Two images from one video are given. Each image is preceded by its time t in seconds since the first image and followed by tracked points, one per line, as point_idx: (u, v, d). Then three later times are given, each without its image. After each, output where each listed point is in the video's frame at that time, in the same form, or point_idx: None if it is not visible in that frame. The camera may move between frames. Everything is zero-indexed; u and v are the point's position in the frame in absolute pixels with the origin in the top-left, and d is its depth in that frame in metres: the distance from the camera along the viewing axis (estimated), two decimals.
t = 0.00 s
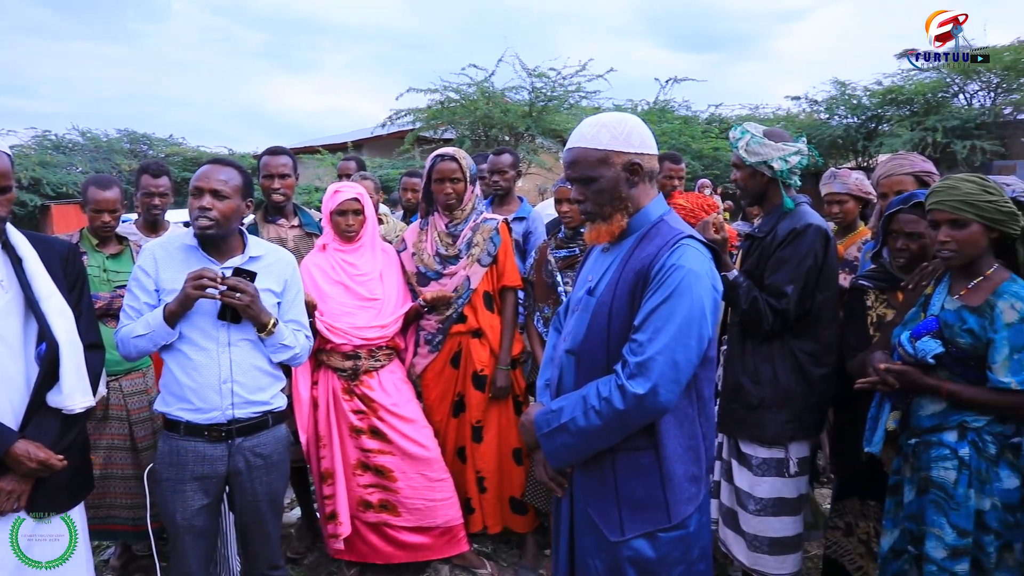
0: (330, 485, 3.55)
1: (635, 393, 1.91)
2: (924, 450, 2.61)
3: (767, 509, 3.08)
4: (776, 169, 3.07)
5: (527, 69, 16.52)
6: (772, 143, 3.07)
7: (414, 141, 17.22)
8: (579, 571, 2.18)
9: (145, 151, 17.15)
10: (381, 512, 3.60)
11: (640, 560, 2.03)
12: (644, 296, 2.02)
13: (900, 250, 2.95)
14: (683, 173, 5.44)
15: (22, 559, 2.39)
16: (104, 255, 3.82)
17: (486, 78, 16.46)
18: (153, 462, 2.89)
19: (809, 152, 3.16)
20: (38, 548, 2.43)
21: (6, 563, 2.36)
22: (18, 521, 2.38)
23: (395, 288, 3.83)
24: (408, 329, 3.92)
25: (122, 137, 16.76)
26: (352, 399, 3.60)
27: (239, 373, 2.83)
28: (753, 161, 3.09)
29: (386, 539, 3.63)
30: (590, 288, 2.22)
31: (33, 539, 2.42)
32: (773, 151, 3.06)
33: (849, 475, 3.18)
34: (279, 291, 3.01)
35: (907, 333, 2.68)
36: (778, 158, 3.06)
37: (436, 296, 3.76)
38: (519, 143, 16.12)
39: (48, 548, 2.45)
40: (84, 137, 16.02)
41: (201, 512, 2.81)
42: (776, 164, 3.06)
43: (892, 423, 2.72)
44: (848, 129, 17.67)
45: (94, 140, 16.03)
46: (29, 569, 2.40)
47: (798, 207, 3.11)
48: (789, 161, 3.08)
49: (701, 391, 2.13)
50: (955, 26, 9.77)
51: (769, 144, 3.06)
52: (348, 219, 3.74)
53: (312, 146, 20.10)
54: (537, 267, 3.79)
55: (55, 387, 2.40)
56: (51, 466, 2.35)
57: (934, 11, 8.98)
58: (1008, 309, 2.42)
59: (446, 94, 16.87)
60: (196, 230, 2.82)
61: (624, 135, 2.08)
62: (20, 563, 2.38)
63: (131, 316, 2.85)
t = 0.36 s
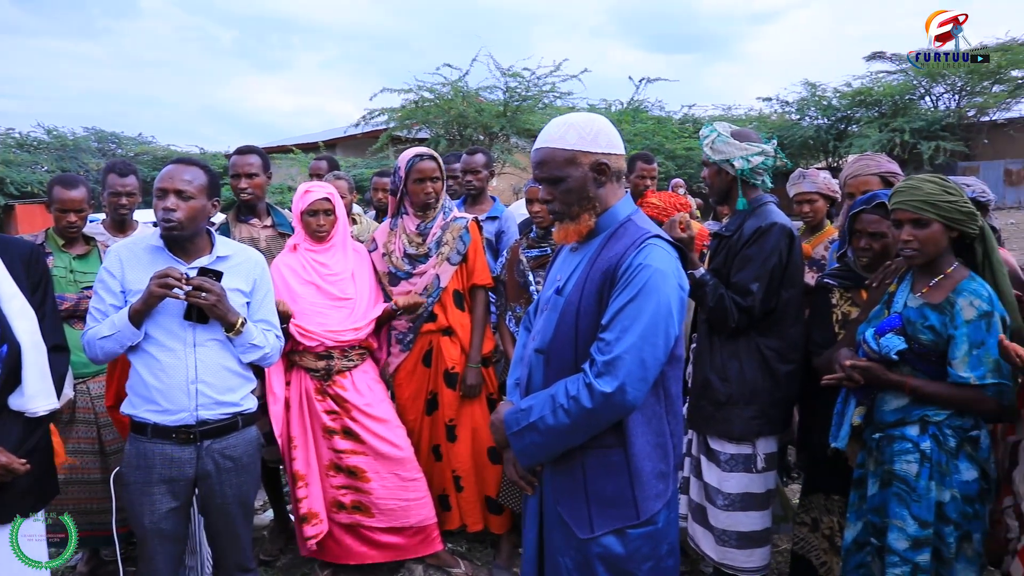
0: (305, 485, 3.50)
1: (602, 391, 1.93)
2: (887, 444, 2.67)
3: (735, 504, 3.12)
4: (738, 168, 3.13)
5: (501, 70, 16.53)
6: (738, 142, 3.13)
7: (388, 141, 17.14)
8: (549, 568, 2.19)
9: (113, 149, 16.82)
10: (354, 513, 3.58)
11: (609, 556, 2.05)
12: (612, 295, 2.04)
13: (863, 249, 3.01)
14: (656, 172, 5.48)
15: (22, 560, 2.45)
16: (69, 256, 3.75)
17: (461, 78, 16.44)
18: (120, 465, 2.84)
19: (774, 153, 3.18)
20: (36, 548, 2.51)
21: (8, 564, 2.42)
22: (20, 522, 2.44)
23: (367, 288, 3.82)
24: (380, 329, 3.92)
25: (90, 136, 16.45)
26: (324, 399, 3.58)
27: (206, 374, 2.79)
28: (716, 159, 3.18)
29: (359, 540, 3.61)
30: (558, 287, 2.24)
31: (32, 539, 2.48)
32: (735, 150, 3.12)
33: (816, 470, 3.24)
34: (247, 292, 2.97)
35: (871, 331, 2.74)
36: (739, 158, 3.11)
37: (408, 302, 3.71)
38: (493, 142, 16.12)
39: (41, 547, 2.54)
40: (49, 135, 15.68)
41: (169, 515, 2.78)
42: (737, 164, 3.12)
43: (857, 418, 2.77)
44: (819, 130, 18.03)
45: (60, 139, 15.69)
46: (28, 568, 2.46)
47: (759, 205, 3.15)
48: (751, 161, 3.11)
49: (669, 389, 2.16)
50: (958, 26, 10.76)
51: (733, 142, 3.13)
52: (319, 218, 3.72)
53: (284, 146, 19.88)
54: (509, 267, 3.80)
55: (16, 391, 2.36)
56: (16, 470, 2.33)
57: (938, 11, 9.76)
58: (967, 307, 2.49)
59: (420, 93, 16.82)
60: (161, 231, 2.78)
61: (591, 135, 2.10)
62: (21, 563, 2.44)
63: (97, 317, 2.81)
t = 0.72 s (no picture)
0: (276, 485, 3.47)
1: (572, 390, 1.93)
2: (854, 440, 2.71)
3: (703, 500, 3.15)
4: (703, 168, 3.17)
5: (477, 67, 16.53)
6: (702, 141, 3.16)
7: (364, 138, 17.03)
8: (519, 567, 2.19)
9: (81, 144, 16.49)
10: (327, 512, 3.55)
11: (579, 554, 2.06)
12: (581, 294, 2.05)
13: (831, 247, 3.06)
14: (631, 171, 5.50)
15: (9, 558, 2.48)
16: (34, 253, 3.66)
17: (437, 75, 16.40)
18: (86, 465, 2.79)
19: (740, 153, 3.20)
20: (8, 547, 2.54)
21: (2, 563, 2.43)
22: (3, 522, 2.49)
23: (340, 285, 3.79)
24: (353, 327, 3.90)
25: (57, 130, 16.08)
26: (297, 398, 3.55)
27: (175, 373, 2.75)
28: (683, 158, 3.22)
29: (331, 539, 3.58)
30: (528, 286, 2.24)
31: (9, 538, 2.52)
32: (699, 150, 3.16)
33: (785, 465, 3.29)
34: (218, 291, 2.93)
35: (838, 328, 2.79)
36: (704, 156, 3.15)
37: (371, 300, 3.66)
38: (469, 140, 16.10)
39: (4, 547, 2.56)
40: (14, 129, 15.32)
41: (136, 516, 2.73)
42: (701, 163, 3.16)
43: (825, 415, 2.80)
44: (791, 131, 18.30)
45: (26, 133, 15.35)
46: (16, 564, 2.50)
47: (728, 204, 3.18)
48: (716, 159, 3.14)
49: (638, 387, 2.17)
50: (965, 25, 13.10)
51: (698, 142, 3.17)
52: (291, 215, 3.68)
53: (257, 142, 19.67)
54: (482, 266, 3.81)
55: None
56: None
57: None
58: (931, 305, 2.54)
59: (396, 90, 16.74)
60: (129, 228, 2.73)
61: (561, 134, 2.10)
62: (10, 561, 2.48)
63: (62, 315, 2.75)
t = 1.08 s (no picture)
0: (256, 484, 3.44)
1: (549, 388, 1.93)
2: (832, 435, 2.74)
3: (683, 496, 3.17)
4: (680, 166, 3.19)
5: (458, 65, 16.46)
6: (676, 139, 3.17)
7: (344, 136, 16.92)
8: (499, 564, 2.19)
9: (55, 141, 16.20)
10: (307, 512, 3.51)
11: (559, 551, 2.06)
12: (559, 291, 2.05)
13: (809, 245, 3.09)
14: (610, 169, 5.51)
15: None
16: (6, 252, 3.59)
17: (417, 73, 16.31)
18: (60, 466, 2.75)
19: (716, 151, 3.22)
20: None
21: None
22: None
23: (320, 283, 3.76)
24: (333, 325, 3.87)
25: (31, 127, 15.77)
26: (278, 396, 3.52)
27: (151, 371, 2.71)
28: (659, 157, 3.22)
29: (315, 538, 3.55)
30: (505, 284, 2.24)
31: None
32: (676, 148, 3.17)
33: (764, 459, 3.32)
34: (196, 287, 2.89)
35: (815, 324, 2.80)
36: (680, 154, 3.16)
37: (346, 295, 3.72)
38: (450, 138, 16.03)
39: None
40: None
41: (112, 517, 2.69)
42: (678, 161, 3.17)
43: (804, 410, 2.81)
44: (770, 129, 18.45)
45: None
46: None
47: (704, 202, 3.21)
48: (692, 158, 3.16)
49: (616, 384, 2.18)
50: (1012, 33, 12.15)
51: (673, 140, 3.17)
52: (270, 214, 3.65)
53: (236, 140, 19.46)
54: (461, 263, 3.79)
55: None
56: None
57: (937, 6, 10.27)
58: (905, 301, 2.58)
59: (376, 88, 16.63)
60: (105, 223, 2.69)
61: (536, 132, 2.10)
62: None
63: (32, 314, 2.70)
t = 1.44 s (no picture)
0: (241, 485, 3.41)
1: (533, 387, 1.93)
2: (815, 430, 2.76)
3: (668, 493, 3.19)
4: (664, 164, 3.20)
5: (442, 64, 16.43)
6: (661, 138, 3.19)
7: (328, 135, 16.83)
8: (485, 563, 2.19)
9: (34, 141, 15.97)
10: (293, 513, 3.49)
11: (545, 549, 2.06)
12: (542, 290, 2.05)
13: (792, 243, 3.11)
14: (593, 167, 5.52)
15: None
16: None
17: (402, 71, 16.24)
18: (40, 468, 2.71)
19: (698, 148, 3.26)
20: None
21: None
22: None
23: (304, 283, 3.74)
24: (319, 324, 3.85)
25: (10, 126, 15.50)
26: (263, 396, 3.50)
27: (133, 372, 2.68)
28: (643, 156, 3.22)
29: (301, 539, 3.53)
30: (489, 283, 2.24)
31: None
32: (660, 147, 3.18)
33: (749, 455, 3.34)
34: (179, 288, 2.85)
35: (798, 321, 2.81)
36: (665, 153, 3.18)
37: (338, 292, 3.65)
38: (435, 137, 15.98)
39: None
40: None
41: (93, 520, 2.66)
42: (663, 159, 3.19)
43: (787, 406, 2.84)
44: (754, 127, 18.56)
45: None
46: None
47: (687, 200, 3.22)
48: (677, 156, 3.18)
49: (600, 382, 2.18)
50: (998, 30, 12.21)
51: (657, 139, 3.19)
52: (255, 214, 3.62)
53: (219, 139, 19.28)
54: (446, 263, 3.72)
55: None
56: None
57: None
58: (885, 297, 2.61)
59: (360, 87, 16.54)
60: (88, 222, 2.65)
61: (518, 129, 2.10)
62: None
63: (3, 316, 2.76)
